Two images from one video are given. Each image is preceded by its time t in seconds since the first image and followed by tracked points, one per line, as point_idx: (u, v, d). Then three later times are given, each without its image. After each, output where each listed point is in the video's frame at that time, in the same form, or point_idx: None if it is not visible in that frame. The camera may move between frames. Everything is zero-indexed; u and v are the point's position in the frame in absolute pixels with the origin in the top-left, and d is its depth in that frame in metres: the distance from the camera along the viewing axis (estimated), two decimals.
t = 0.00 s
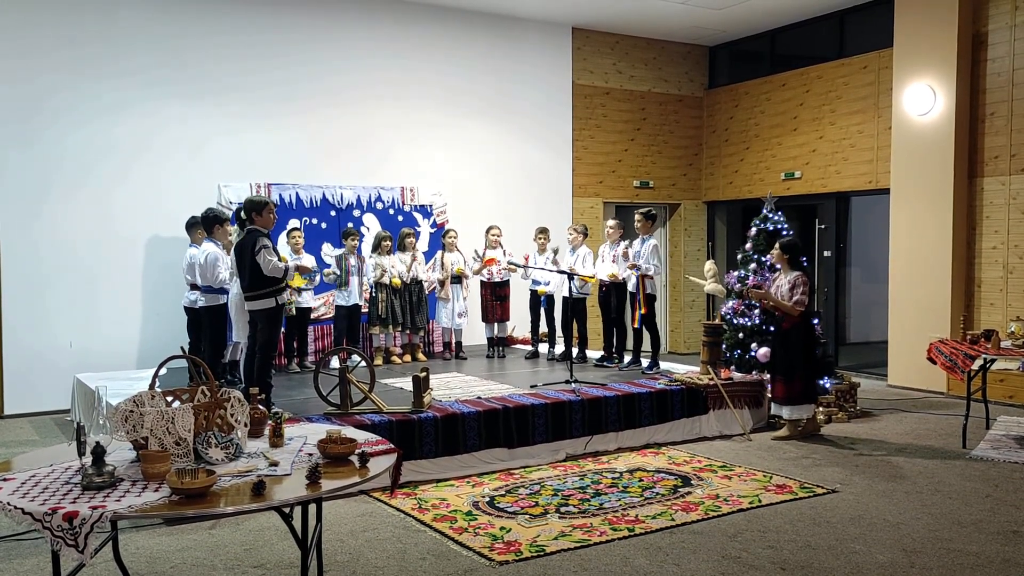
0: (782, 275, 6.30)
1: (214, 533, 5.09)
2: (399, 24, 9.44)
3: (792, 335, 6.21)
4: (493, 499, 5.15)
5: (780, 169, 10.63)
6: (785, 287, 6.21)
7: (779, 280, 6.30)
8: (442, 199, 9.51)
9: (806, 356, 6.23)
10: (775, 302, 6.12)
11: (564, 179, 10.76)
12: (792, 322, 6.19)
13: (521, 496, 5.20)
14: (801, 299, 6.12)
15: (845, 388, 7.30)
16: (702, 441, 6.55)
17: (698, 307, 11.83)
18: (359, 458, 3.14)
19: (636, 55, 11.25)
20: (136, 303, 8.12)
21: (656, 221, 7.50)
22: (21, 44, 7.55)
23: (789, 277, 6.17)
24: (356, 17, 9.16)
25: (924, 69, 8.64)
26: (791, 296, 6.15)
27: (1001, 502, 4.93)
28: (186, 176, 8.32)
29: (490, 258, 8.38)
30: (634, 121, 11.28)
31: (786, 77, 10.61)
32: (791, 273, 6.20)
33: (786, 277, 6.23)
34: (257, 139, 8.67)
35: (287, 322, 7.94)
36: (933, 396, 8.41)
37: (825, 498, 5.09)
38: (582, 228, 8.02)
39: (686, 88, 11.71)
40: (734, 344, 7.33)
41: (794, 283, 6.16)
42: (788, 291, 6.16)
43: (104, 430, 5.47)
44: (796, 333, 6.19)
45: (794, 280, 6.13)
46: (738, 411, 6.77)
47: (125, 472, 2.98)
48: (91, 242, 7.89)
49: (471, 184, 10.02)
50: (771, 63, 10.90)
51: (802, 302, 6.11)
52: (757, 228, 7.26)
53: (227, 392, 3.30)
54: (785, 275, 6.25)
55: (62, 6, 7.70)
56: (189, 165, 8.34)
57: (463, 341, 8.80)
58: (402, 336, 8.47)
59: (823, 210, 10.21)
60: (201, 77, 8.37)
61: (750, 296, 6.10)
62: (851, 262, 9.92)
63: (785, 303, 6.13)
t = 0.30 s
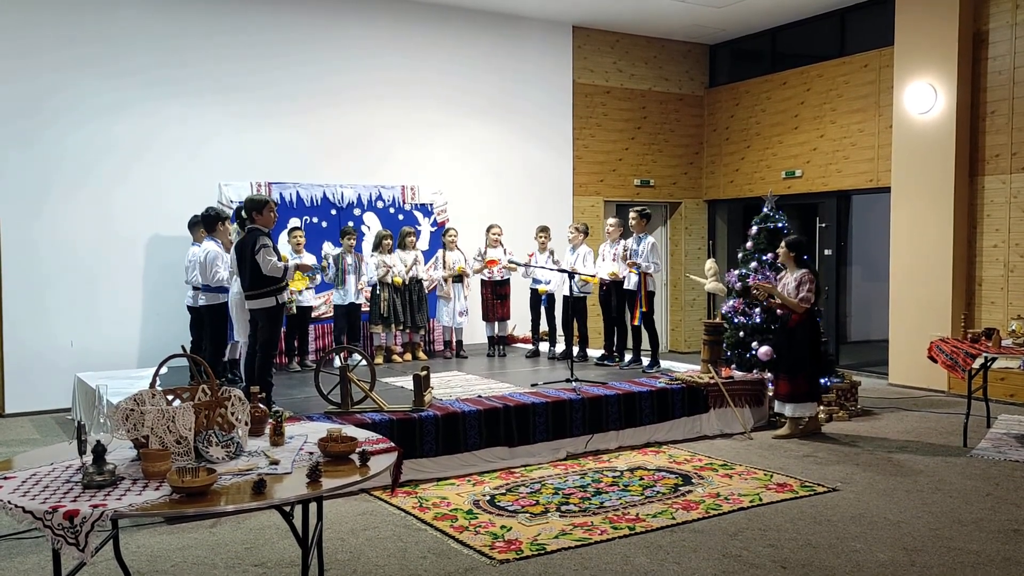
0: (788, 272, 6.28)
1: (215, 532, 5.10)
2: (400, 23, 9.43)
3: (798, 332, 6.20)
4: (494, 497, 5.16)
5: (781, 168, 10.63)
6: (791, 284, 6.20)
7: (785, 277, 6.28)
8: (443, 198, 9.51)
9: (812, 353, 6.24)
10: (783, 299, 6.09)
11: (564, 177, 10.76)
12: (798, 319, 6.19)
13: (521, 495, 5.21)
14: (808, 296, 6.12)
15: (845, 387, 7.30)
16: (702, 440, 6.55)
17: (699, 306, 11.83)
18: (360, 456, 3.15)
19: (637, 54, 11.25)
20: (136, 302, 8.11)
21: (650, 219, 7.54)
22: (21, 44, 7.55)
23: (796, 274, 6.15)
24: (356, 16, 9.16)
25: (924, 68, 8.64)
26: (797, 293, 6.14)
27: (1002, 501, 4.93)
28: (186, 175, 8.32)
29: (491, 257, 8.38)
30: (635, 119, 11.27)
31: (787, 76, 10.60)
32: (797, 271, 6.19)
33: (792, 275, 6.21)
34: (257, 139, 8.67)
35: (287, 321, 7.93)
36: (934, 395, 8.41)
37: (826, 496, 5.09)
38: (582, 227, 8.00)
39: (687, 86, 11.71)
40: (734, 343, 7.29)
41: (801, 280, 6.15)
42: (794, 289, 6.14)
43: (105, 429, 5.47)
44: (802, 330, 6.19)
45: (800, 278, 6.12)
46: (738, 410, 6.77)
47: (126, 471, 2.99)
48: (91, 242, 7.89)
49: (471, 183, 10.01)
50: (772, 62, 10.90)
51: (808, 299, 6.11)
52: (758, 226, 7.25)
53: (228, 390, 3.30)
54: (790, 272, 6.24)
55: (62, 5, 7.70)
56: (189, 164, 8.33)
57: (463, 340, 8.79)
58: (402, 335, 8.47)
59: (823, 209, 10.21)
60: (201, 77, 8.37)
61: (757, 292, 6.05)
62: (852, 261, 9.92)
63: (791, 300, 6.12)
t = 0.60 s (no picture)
0: (795, 272, 6.31)
1: (217, 530, 5.10)
2: (400, 21, 9.43)
3: (808, 329, 6.18)
4: (495, 496, 5.16)
5: (782, 167, 10.62)
6: (799, 283, 6.22)
7: (792, 277, 6.31)
8: (444, 196, 9.51)
9: (820, 350, 6.21)
10: (791, 297, 6.10)
11: (565, 176, 10.76)
12: (807, 317, 6.17)
13: (523, 493, 5.21)
14: (816, 294, 6.12)
15: (847, 385, 7.30)
16: (704, 439, 6.55)
17: (700, 304, 11.83)
18: (362, 455, 3.16)
19: (637, 52, 11.24)
20: (137, 301, 8.12)
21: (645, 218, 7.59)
22: (21, 43, 7.55)
23: (803, 272, 6.18)
24: (357, 15, 9.16)
25: (925, 66, 8.63)
26: (806, 291, 6.15)
27: (1003, 499, 4.93)
28: (186, 174, 8.33)
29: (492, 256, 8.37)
30: (636, 118, 11.27)
31: (788, 74, 10.59)
32: (804, 269, 6.22)
33: (800, 274, 6.24)
34: (258, 137, 8.68)
35: (288, 320, 7.94)
36: (935, 393, 8.41)
37: (827, 495, 5.09)
38: (583, 225, 8.00)
39: (689, 85, 11.70)
40: (735, 342, 7.33)
41: (808, 278, 6.17)
42: (802, 287, 6.16)
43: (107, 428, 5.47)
44: (813, 328, 6.17)
45: (807, 276, 6.15)
46: (740, 408, 6.77)
47: (128, 469, 2.99)
48: (92, 242, 7.89)
49: (472, 182, 10.01)
50: (773, 60, 10.89)
51: (816, 296, 6.11)
52: (758, 225, 7.23)
53: (230, 389, 3.31)
54: (798, 271, 6.27)
55: (61, 4, 7.70)
56: (189, 164, 8.34)
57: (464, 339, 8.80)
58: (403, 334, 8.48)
59: (824, 207, 10.21)
60: (201, 75, 8.37)
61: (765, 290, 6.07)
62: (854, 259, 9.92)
63: (800, 298, 6.12)
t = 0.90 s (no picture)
0: (800, 270, 6.32)
1: (218, 528, 5.11)
2: (400, 20, 9.42)
3: (814, 327, 6.17)
4: (496, 494, 5.17)
5: (783, 165, 10.61)
6: (804, 280, 6.21)
7: (797, 275, 6.31)
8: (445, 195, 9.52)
9: (826, 349, 6.21)
10: (796, 293, 6.09)
11: (565, 174, 10.76)
12: (813, 314, 6.15)
13: (524, 492, 5.22)
14: (821, 290, 6.11)
15: (848, 384, 7.30)
16: (705, 437, 6.55)
17: (701, 303, 11.83)
18: (363, 453, 3.17)
19: (638, 51, 11.24)
20: (139, 301, 8.13)
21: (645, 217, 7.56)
22: (21, 43, 7.55)
23: (808, 269, 6.18)
24: (357, 13, 9.16)
25: (927, 64, 8.63)
26: (811, 288, 6.15)
27: (1005, 497, 4.93)
28: (186, 174, 8.32)
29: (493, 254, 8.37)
30: (637, 116, 11.27)
31: (789, 73, 10.58)
32: (809, 266, 6.22)
33: (805, 271, 6.24)
34: (259, 136, 8.68)
35: (290, 318, 7.92)
36: (936, 392, 8.41)
37: (828, 493, 5.10)
38: (584, 224, 8.00)
39: (690, 83, 11.70)
40: (737, 340, 7.29)
41: (814, 275, 6.17)
42: (807, 284, 6.16)
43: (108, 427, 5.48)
44: (818, 326, 6.16)
45: (812, 272, 6.15)
46: (741, 407, 6.76)
47: (130, 468, 3.00)
48: (92, 242, 7.90)
49: (473, 181, 10.02)
50: (774, 59, 10.88)
51: (822, 292, 6.10)
52: (760, 224, 7.23)
53: (231, 387, 3.32)
54: (803, 269, 6.28)
55: (61, 3, 7.70)
56: (189, 163, 8.34)
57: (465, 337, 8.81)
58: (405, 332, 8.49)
59: (826, 206, 10.21)
60: (202, 74, 8.37)
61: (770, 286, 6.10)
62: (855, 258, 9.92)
63: (805, 294, 6.11)
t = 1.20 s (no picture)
0: (805, 268, 6.33)
1: (220, 527, 5.12)
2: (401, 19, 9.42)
3: (818, 326, 6.17)
4: (497, 493, 5.17)
5: (784, 163, 10.60)
6: (809, 280, 6.23)
7: (802, 275, 6.32)
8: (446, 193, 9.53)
9: (831, 347, 6.20)
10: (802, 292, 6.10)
11: (567, 173, 10.75)
12: (818, 313, 6.16)
13: (525, 490, 5.22)
14: (826, 289, 6.13)
15: (849, 382, 7.30)
16: (706, 436, 6.55)
17: (702, 301, 11.83)
18: (364, 452, 3.18)
19: (639, 49, 11.23)
20: (139, 300, 8.13)
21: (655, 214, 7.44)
22: (20, 42, 7.55)
23: (812, 269, 6.19)
24: (358, 12, 9.15)
25: (928, 62, 8.62)
26: (815, 287, 6.16)
27: (1007, 496, 4.92)
28: (187, 173, 8.32)
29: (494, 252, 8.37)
30: (639, 114, 11.27)
31: (791, 71, 10.57)
32: (813, 266, 6.23)
33: (809, 270, 6.25)
34: (259, 135, 8.67)
35: (292, 317, 7.88)
36: (938, 390, 8.40)
37: (830, 492, 5.10)
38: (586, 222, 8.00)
39: (691, 81, 11.69)
40: (739, 338, 7.32)
41: (818, 274, 6.18)
42: (812, 282, 6.17)
43: (109, 426, 5.48)
44: (823, 325, 6.17)
45: (817, 271, 6.16)
46: (742, 405, 6.76)
47: (131, 466, 3.00)
48: (93, 242, 7.90)
49: (474, 179, 10.01)
50: (776, 57, 10.87)
51: (826, 291, 6.12)
52: (761, 222, 7.21)
53: (233, 385, 3.32)
54: (807, 268, 6.29)
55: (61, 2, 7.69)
56: (191, 162, 8.34)
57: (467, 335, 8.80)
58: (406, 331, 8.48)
59: (827, 204, 10.21)
60: (202, 73, 8.37)
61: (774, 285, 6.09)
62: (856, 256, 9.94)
63: (810, 294, 6.13)
